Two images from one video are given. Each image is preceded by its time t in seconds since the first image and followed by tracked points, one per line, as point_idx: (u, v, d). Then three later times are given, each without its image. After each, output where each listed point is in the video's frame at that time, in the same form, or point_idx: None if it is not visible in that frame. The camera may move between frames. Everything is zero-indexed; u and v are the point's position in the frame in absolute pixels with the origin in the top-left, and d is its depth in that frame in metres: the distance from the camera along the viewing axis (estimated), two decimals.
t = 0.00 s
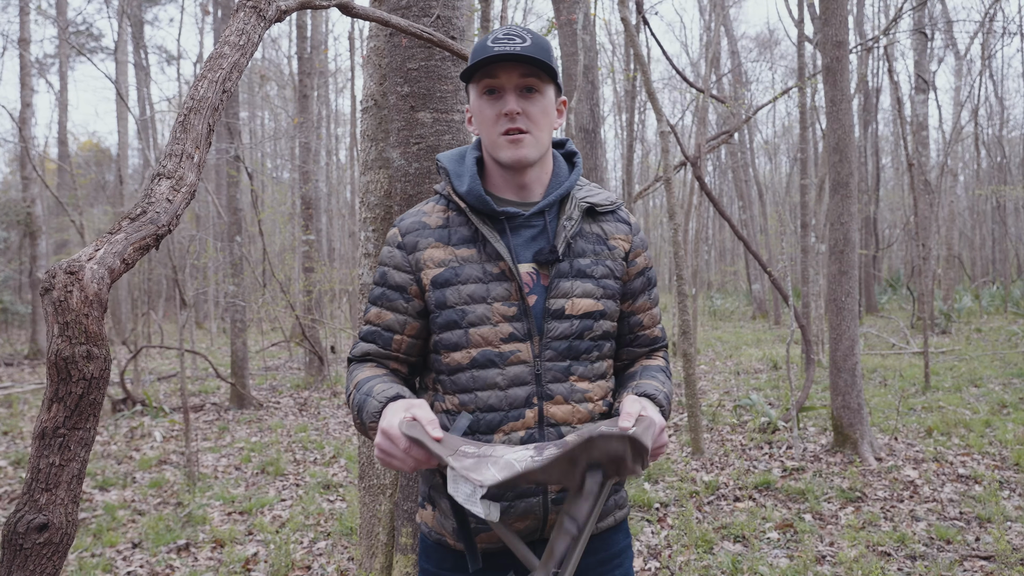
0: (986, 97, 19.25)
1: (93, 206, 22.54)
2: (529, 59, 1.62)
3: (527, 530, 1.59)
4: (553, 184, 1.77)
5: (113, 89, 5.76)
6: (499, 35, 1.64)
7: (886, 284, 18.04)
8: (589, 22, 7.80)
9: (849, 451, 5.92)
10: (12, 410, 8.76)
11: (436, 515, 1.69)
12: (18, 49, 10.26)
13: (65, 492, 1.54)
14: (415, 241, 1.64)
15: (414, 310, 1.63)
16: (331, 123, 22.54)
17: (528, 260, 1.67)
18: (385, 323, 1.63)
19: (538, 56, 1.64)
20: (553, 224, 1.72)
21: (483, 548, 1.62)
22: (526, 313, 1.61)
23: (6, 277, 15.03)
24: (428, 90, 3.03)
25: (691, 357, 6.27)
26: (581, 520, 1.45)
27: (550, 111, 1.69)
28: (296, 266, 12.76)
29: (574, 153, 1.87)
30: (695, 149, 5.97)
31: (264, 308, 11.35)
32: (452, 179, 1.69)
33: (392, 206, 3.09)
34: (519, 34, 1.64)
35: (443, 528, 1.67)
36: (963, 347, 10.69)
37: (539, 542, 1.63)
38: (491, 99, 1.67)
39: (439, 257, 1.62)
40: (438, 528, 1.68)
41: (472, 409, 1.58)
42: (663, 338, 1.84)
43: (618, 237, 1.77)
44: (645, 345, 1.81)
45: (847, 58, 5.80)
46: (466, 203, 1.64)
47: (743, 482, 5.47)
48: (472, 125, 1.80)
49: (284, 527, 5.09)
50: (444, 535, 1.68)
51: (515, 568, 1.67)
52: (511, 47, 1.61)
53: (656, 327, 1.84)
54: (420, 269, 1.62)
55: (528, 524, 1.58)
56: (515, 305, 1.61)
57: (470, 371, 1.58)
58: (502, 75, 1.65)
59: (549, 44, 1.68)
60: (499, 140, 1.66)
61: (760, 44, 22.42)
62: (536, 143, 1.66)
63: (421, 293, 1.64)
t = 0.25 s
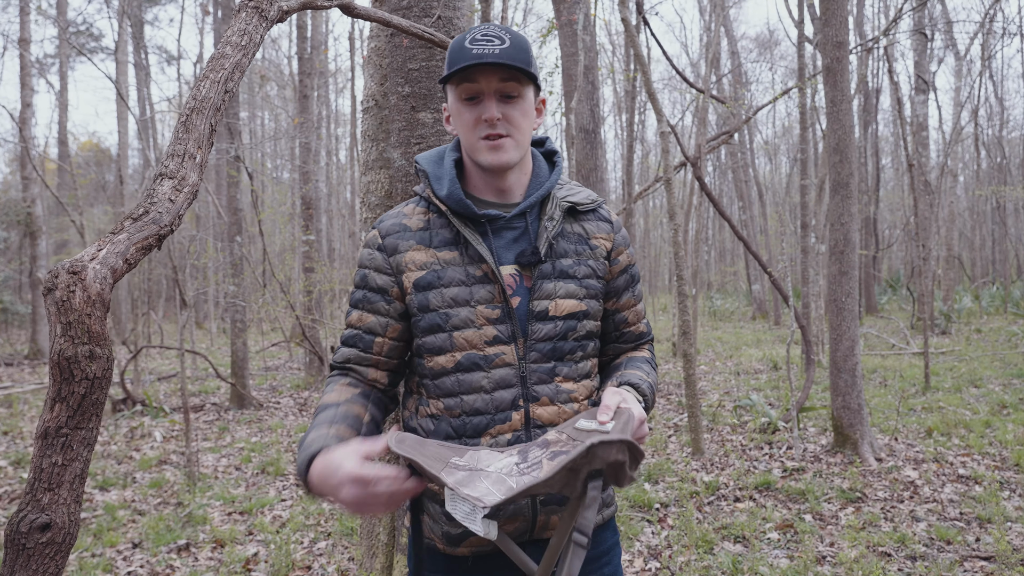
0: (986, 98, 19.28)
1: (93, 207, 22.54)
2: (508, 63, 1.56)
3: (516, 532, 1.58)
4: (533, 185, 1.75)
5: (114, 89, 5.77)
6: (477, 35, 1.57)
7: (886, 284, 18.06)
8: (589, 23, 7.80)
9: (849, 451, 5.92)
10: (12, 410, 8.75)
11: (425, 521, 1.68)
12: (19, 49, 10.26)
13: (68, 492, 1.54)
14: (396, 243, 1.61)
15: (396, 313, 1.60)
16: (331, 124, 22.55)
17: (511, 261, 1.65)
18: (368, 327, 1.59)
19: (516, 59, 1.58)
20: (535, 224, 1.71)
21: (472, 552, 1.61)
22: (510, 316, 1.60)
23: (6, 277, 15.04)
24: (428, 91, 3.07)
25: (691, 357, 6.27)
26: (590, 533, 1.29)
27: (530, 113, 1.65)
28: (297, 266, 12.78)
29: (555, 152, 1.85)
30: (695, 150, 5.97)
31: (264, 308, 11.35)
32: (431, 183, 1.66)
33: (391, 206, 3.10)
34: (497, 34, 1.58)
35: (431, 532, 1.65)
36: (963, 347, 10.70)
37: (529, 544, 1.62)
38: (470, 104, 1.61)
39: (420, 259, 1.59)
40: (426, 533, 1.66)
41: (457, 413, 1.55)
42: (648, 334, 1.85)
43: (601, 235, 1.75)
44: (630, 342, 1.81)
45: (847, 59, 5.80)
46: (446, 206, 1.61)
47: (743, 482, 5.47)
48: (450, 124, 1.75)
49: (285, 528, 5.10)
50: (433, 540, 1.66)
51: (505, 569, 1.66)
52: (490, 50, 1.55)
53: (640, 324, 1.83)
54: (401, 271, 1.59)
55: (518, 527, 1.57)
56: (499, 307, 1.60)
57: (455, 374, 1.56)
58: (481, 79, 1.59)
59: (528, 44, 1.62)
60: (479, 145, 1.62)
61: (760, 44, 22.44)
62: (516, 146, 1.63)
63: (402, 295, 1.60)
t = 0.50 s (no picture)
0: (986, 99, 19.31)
1: (93, 206, 22.53)
2: (496, 77, 1.50)
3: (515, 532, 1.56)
4: (519, 187, 1.75)
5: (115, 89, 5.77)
6: (462, 44, 1.50)
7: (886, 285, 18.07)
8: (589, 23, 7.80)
9: (849, 452, 5.92)
10: (12, 410, 8.75)
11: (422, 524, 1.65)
12: (20, 49, 10.26)
13: (70, 491, 1.54)
14: (389, 249, 1.59)
15: (394, 318, 1.57)
16: (331, 123, 22.56)
17: (501, 263, 1.65)
18: (370, 334, 1.55)
19: (503, 68, 1.52)
20: (523, 225, 1.71)
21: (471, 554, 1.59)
22: (503, 317, 1.59)
23: (6, 276, 15.03)
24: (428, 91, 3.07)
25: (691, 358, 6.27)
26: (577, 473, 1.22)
27: (516, 119, 1.60)
28: (297, 266, 12.79)
29: (538, 153, 1.84)
30: (695, 150, 5.97)
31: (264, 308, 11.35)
32: (420, 190, 1.63)
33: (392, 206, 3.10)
34: (482, 42, 1.51)
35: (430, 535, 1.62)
36: (963, 348, 10.72)
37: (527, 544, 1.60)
38: (456, 116, 1.55)
39: (413, 264, 1.57)
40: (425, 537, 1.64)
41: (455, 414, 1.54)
42: (637, 328, 1.85)
43: (586, 234, 1.77)
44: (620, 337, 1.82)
45: (847, 60, 5.80)
46: (436, 211, 1.59)
47: (743, 483, 5.47)
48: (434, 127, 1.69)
49: (285, 527, 5.10)
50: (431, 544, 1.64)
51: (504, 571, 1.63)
52: (477, 63, 1.49)
53: (630, 319, 1.84)
54: (395, 276, 1.57)
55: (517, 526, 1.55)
56: (492, 308, 1.59)
57: (451, 376, 1.55)
58: (468, 93, 1.52)
59: (514, 49, 1.56)
60: (467, 157, 1.58)
61: (760, 45, 22.45)
62: (504, 158, 1.60)
63: (397, 300, 1.59)
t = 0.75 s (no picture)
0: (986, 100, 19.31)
1: (93, 206, 22.51)
2: (490, 80, 1.50)
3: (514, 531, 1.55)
4: (513, 187, 1.74)
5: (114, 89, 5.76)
6: (455, 48, 1.50)
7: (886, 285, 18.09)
8: (589, 23, 7.79)
9: (849, 452, 5.92)
10: (12, 410, 8.74)
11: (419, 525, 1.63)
12: (19, 49, 10.25)
13: (69, 491, 1.54)
14: (387, 249, 1.58)
15: (395, 318, 1.57)
16: (331, 124, 22.56)
17: (497, 262, 1.65)
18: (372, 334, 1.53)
19: (497, 71, 1.52)
20: (518, 225, 1.71)
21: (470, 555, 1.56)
22: (502, 316, 1.59)
23: (6, 276, 15.02)
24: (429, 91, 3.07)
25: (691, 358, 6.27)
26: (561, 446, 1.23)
27: (510, 121, 1.60)
28: (297, 266, 12.79)
29: (531, 155, 1.84)
30: (695, 150, 5.96)
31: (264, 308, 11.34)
32: (416, 192, 1.62)
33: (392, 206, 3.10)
34: (476, 45, 1.51)
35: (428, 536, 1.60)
36: (963, 348, 10.72)
37: (526, 543, 1.59)
38: (451, 118, 1.54)
39: (412, 264, 1.57)
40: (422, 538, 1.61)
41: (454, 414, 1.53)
42: (631, 326, 1.85)
43: (580, 233, 1.77)
44: (613, 336, 1.81)
45: (848, 60, 5.79)
46: (432, 212, 1.58)
47: (743, 483, 5.46)
48: (426, 129, 1.69)
49: (284, 527, 5.09)
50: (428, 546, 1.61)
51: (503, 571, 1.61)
52: (471, 65, 1.49)
53: (624, 317, 1.84)
54: (394, 276, 1.57)
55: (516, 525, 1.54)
56: (491, 308, 1.59)
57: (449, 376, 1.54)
58: (462, 95, 1.51)
59: (508, 53, 1.56)
60: (462, 160, 1.57)
61: (760, 45, 22.45)
62: (498, 160, 1.59)
63: (397, 301, 1.58)
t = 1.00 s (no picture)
0: (985, 101, 19.34)
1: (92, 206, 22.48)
2: (492, 81, 1.50)
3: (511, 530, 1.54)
4: (509, 188, 1.73)
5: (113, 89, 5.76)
6: (459, 47, 1.50)
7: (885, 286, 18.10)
8: (589, 23, 7.79)
9: (848, 453, 5.92)
10: (11, 410, 8.72)
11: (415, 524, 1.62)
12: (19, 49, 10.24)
13: (67, 490, 1.54)
14: (383, 249, 1.58)
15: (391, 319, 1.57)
16: (331, 124, 22.56)
17: (494, 263, 1.65)
18: (367, 334, 1.52)
19: (499, 73, 1.52)
20: (514, 225, 1.70)
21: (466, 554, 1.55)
22: (499, 316, 1.59)
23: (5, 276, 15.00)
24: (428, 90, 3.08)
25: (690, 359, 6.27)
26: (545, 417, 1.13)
27: (510, 124, 1.60)
28: (296, 266, 12.80)
29: (527, 156, 1.83)
30: (695, 151, 5.96)
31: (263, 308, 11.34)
32: (412, 190, 1.61)
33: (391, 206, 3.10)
34: (481, 46, 1.51)
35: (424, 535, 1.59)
36: (962, 349, 10.73)
37: (523, 541, 1.59)
38: (451, 116, 1.54)
39: (408, 265, 1.57)
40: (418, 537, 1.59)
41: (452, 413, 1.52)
42: (626, 327, 1.86)
43: (575, 234, 1.77)
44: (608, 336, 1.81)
45: (847, 60, 5.79)
46: (429, 213, 1.58)
47: (742, 484, 5.46)
48: (426, 128, 1.68)
49: (283, 527, 5.09)
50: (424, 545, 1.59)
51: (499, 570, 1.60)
52: (474, 65, 1.49)
53: (619, 317, 1.84)
54: (391, 277, 1.57)
55: (513, 524, 1.53)
56: (488, 308, 1.59)
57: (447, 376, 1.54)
58: (464, 95, 1.51)
59: (511, 56, 1.56)
60: (460, 160, 1.57)
61: (760, 46, 22.45)
62: (496, 162, 1.59)
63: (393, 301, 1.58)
